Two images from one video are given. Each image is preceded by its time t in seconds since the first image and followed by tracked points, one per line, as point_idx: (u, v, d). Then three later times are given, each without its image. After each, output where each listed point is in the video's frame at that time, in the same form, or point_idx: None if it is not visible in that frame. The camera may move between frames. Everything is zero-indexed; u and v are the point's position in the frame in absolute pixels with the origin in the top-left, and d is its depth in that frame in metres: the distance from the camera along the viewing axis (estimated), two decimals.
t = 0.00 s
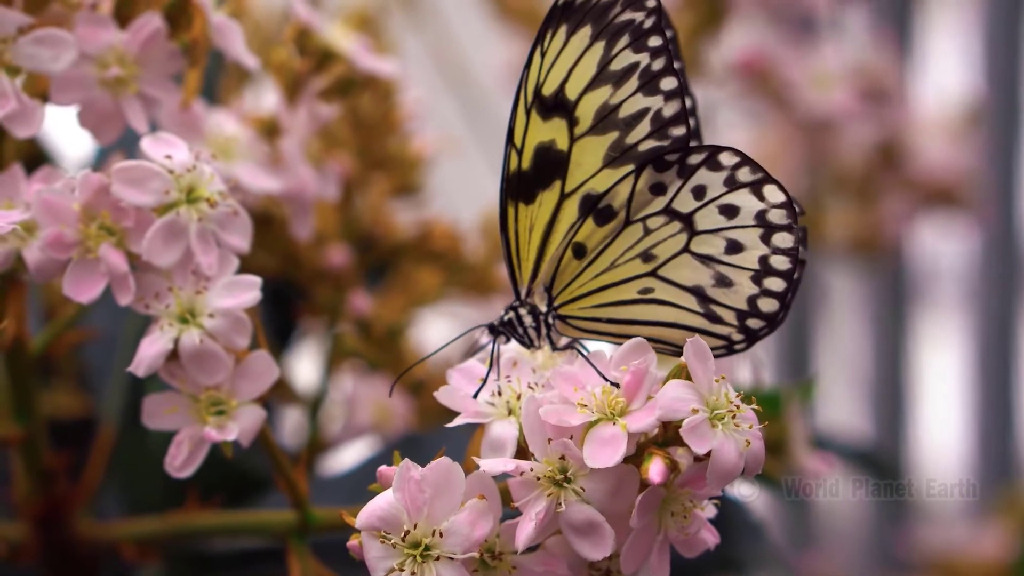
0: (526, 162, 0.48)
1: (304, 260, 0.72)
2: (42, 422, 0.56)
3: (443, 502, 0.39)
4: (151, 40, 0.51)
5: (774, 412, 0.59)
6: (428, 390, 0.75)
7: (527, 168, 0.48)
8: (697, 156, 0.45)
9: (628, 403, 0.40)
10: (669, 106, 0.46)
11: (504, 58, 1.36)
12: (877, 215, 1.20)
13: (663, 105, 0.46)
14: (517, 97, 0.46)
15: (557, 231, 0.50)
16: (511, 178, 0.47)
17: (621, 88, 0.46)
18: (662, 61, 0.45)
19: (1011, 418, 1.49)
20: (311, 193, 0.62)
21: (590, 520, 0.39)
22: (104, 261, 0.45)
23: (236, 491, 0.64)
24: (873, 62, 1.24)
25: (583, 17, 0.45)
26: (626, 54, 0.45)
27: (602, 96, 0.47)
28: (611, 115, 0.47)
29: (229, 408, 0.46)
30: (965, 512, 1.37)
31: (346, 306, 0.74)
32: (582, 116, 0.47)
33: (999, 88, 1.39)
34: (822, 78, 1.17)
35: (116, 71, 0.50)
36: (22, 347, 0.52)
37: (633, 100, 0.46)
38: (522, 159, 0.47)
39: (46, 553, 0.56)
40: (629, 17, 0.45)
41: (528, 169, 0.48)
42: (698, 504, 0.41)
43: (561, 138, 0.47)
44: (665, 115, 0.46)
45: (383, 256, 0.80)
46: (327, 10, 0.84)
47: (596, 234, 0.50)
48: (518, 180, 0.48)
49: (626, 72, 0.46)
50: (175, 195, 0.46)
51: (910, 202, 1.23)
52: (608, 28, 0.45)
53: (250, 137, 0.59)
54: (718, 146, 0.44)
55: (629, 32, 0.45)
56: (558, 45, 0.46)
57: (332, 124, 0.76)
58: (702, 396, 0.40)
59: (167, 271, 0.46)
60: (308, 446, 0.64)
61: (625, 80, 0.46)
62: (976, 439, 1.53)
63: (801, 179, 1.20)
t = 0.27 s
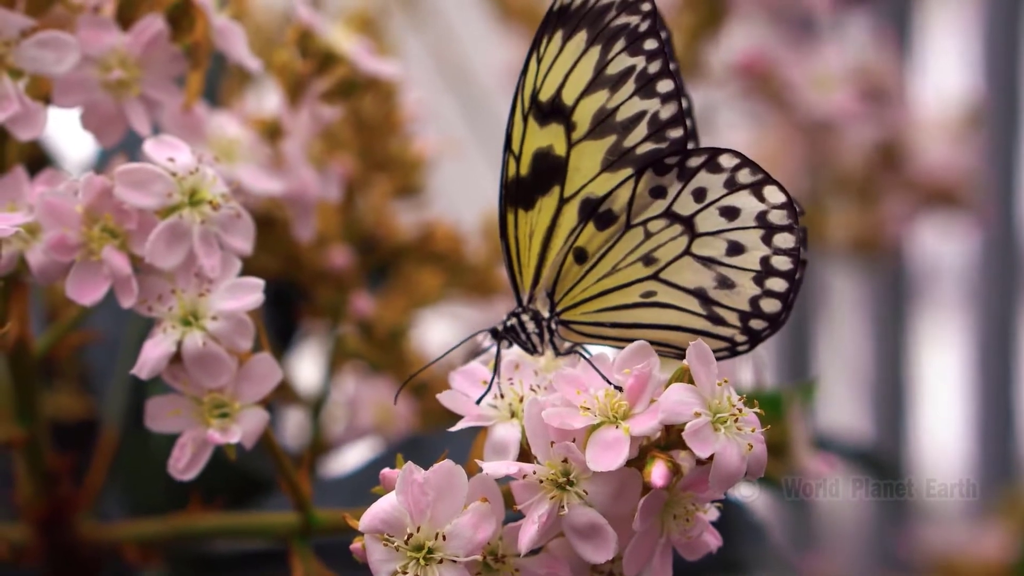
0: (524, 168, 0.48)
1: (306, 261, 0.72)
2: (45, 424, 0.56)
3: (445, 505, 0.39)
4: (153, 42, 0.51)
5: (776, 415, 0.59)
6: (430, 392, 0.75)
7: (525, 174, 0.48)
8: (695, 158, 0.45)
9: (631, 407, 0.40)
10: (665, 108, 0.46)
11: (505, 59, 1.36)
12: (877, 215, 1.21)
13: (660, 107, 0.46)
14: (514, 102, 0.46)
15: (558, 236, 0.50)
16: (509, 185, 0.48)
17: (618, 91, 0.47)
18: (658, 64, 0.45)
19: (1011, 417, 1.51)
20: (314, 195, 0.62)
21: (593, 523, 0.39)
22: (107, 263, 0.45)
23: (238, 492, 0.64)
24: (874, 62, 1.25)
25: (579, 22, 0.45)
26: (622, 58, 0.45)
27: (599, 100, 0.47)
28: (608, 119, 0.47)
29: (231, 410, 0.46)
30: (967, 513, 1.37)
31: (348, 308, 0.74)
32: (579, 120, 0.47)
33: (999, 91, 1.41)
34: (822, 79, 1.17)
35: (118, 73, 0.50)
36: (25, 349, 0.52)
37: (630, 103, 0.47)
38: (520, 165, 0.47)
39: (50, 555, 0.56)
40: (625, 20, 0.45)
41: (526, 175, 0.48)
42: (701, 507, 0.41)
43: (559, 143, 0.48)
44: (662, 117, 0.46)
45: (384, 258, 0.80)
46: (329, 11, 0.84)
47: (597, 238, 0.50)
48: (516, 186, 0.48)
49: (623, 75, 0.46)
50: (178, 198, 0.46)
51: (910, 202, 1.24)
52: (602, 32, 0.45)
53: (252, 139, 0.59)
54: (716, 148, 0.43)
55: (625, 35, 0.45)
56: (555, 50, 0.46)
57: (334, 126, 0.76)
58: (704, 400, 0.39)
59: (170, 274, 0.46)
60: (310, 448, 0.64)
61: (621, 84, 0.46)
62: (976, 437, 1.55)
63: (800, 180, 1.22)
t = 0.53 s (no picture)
0: (537, 166, 0.48)
1: (308, 264, 0.73)
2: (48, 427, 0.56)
3: (448, 507, 0.39)
4: (155, 46, 0.51)
5: (778, 415, 0.59)
6: (432, 394, 0.75)
7: (539, 173, 0.48)
8: (708, 160, 0.45)
9: (634, 408, 0.40)
10: (680, 112, 0.46)
11: (506, 60, 1.37)
12: (878, 217, 1.21)
13: (674, 111, 0.46)
14: (530, 102, 0.47)
15: (567, 235, 0.50)
16: (521, 184, 0.48)
17: (633, 93, 0.47)
18: (674, 67, 0.45)
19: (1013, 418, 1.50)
20: (316, 198, 0.62)
21: (596, 525, 0.39)
22: (110, 266, 0.45)
23: (241, 495, 0.64)
24: (874, 63, 1.24)
25: (596, 24, 0.46)
26: (638, 61, 0.46)
27: (614, 101, 0.47)
28: (622, 121, 0.47)
29: (235, 413, 0.46)
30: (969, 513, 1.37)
31: (349, 310, 0.74)
32: (593, 121, 0.47)
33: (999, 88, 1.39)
34: (823, 80, 1.17)
35: (121, 77, 0.50)
36: (28, 351, 0.51)
37: (644, 106, 0.47)
38: (533, 164, 0.48)
39: (53, 558, 0.56)
40: (643, 24, 0.45)
41: (539, 175, 0.48)
42: (705, 509, 0.41)
43: (572, 144, 0.48)
44: (675, 120, 0.46)
45: (386, 260, 0.80)
46: (330, 14, 0.84)
47: (606, 239, 0.50)
48: (528, 185, 0.48)
49: (638, 77, 0.46)
50: (180, 201, 0.46)
51: (911, 202, 1.24)
52: (620, 35, 0.45)
53: (254, 142, 0.59)
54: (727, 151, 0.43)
55: (642, 38, 0.45)
56: (573, 51, 0.47)
57: (336, 129, 0.76)
58: (708, 401, 0.40)
59: (172, 276, 0.46)
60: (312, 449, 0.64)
61: (637, 86, 0.46)
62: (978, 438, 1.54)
63: (802, 180, 1.21)
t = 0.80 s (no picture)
0: (544, 167, 0.48)
1: (309, 266, 0.73)
2: (50, 429, 0.57)
3: (452, 509, 0.39)
4: (158, 48, 0.51)
5: (780, 417, 0.59)
6: (433, 395, 0.75)
7: (544, 174, 0.48)
8: (712, 166, 0.45)
9: (637, 410, 0.40)
10: (687, 116, 0.46)
11: (506, 62, 1.37)
12: (878, 217, 1.22)
13: (681, 114, 0.46)
14: (536, 102, 0.47)
15: (574, 236, 0.50)
16: (527, 185, 0.48)
17: (640, 96, 0.46)
18: (682, 71, 0.45)
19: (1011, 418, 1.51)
20: (318, 200, 0.63)
21: (599, 527, 0.39)
22: (113, 269, 0.45)
23: (243, 497, 0.64)
24: (874, 65, 1.25)
25: (605, 24, 0.45)
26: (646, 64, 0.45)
27: (620, 104, 0.47)
28: (628, 124, 0.47)
29: (237, 415, 0.46)
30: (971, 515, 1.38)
31: (352, 312, 0.74)
32: (600, 122, 0.47)
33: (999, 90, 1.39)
34: (824, 83, 1.18)
35: (124, 79, 0.50)
36: (31, 353, 0.52)
37: (650, 109, 0.46)
38: (540, 165, 0.48)
39: (55, 561, 0.56)
40: (651, 27, 0.45)
41: (545, 175, 0.48)
42: (707, 511, 0.41)
43: (579, 146, 0.48)
44: (682, 125, 0.46)
45: (388, 262, 0.80)
46: (331, 16, 0.84)
47: (610, 243, 0.50)
48: (535, 186, 0.48)
49: (646, 80, 0.46)
50: (184, 203, 0.46)
51: (911, 204, 1.24)
52: (627, 37, 0.45)
53: (256, 144, 0.60)
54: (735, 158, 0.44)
55: (650, 41, 0.45)
56: (579, 52, 0.46)
57: (338, 131, 0.77)
58: (711, 403, 0.40)
59: (175, 279, 0.46)
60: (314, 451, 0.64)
61: (643, 89, 0.46)
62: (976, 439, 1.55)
63: (802, 181, 1.20)
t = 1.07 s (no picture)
0: (525, 177, 0.49)
1: (313, 267, 0.73)
2: (54, 430, 0.57)
3: (454, 511, 0.39)
4: (162, 50, 0.51)
5: (784, 419, 0.59)
6: (437, 397, 0.74)
7: (526, 184, 0.49)
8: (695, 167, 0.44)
9: (639, 412, 0.40)
10: (659, 116, 0.46)
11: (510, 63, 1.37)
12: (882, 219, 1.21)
13: (654, 114, 0.46)
14: (509, 113, 0.47)
15: (562, 243, 0.50)
16: (510, 195, 0.49)
17: (612, 99, 0.47)
18: (649, 71, 0.45)
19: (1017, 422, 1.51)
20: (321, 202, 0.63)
21: (601, 528, 0.39)
22: (116, 270, 0.46)
23: (245, 498, 0.64)
24: (878, 66, 1.24)
25: (567, 32, 0.46)
26: (613, 69, 0.46)
27: (593, 108, 0.47)
28: (604, 127, 0.48)
29: (240, 416, 0.46)
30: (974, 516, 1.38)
31: (355, 313, 0.74)
32: (575, 127, 0.48)
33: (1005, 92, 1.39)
34: (828, 84, 1.18)
35: (127, 81, 0.50)
36: (35, 355, 0.52)
37: (625, 111, 0.47)
38: (520, 175, 0.49)
39: (58, 562, 0.56)
40: (614, 30, 0.45)
41: (527, 184, 0.49)
42: (709, 512, 0.41)
43: (556, 152, 0.48)
44: (657, 126, 0.46)
45: (392, 263, 0.81)
46: (334, 17, 0.84)
47: (601, 247, 0.50)
48: (518, 196, 0.49)
49: (615, 83, 0.47)
50: (187, 205, 0.46)
51: (917, 205, 1.23)
52: (591, 42, 0.46)
53: (260, 146, 0.60)
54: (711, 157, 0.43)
55: (614, 44, 0.45)
56: (547, 59, 0.47)
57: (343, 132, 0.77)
58: (712, 404, 0.40)
59: (178, 280, 0.46)
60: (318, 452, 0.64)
61: (614, 92, 0.47)
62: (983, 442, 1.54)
63: (807, 181, 1.20)
